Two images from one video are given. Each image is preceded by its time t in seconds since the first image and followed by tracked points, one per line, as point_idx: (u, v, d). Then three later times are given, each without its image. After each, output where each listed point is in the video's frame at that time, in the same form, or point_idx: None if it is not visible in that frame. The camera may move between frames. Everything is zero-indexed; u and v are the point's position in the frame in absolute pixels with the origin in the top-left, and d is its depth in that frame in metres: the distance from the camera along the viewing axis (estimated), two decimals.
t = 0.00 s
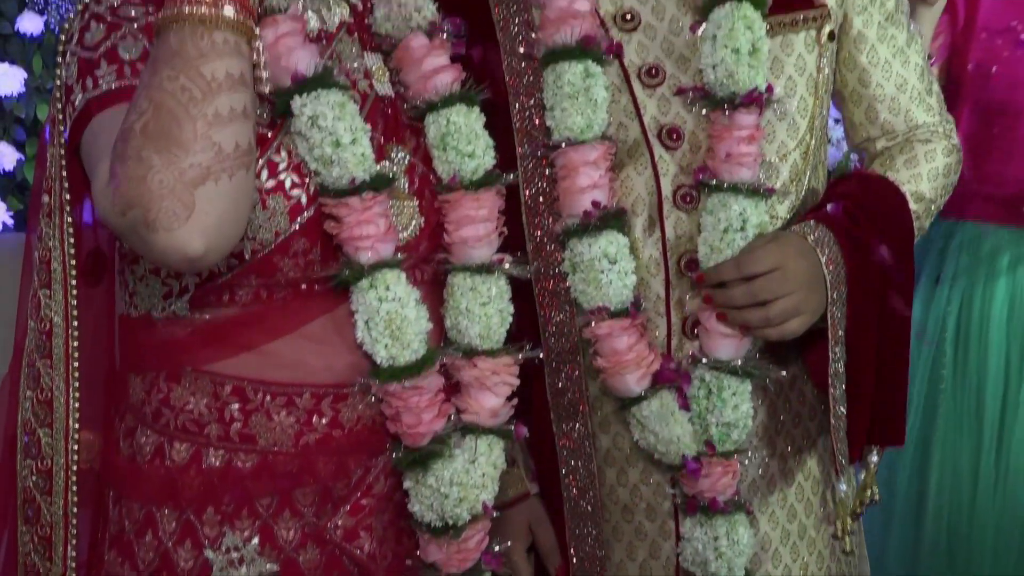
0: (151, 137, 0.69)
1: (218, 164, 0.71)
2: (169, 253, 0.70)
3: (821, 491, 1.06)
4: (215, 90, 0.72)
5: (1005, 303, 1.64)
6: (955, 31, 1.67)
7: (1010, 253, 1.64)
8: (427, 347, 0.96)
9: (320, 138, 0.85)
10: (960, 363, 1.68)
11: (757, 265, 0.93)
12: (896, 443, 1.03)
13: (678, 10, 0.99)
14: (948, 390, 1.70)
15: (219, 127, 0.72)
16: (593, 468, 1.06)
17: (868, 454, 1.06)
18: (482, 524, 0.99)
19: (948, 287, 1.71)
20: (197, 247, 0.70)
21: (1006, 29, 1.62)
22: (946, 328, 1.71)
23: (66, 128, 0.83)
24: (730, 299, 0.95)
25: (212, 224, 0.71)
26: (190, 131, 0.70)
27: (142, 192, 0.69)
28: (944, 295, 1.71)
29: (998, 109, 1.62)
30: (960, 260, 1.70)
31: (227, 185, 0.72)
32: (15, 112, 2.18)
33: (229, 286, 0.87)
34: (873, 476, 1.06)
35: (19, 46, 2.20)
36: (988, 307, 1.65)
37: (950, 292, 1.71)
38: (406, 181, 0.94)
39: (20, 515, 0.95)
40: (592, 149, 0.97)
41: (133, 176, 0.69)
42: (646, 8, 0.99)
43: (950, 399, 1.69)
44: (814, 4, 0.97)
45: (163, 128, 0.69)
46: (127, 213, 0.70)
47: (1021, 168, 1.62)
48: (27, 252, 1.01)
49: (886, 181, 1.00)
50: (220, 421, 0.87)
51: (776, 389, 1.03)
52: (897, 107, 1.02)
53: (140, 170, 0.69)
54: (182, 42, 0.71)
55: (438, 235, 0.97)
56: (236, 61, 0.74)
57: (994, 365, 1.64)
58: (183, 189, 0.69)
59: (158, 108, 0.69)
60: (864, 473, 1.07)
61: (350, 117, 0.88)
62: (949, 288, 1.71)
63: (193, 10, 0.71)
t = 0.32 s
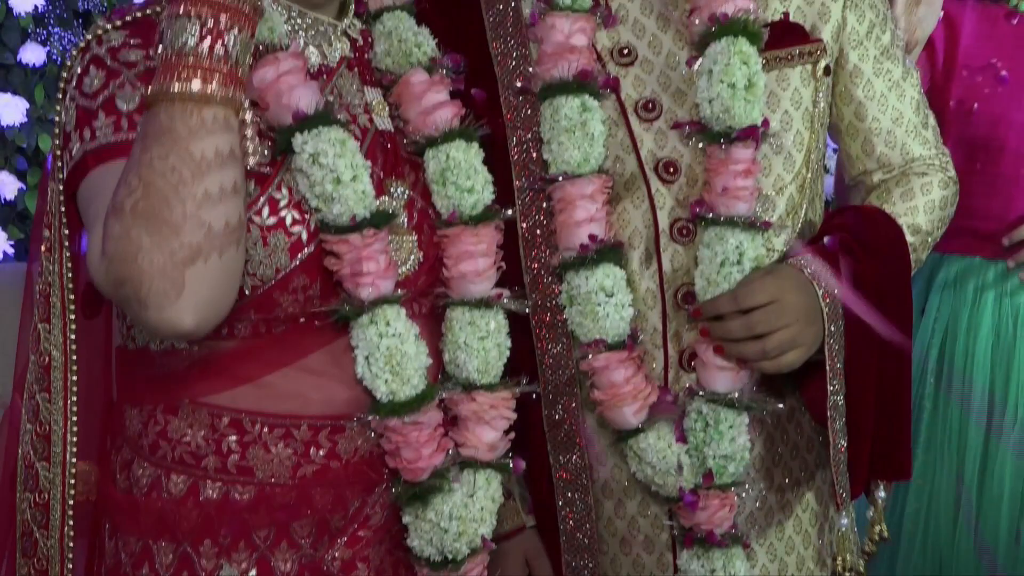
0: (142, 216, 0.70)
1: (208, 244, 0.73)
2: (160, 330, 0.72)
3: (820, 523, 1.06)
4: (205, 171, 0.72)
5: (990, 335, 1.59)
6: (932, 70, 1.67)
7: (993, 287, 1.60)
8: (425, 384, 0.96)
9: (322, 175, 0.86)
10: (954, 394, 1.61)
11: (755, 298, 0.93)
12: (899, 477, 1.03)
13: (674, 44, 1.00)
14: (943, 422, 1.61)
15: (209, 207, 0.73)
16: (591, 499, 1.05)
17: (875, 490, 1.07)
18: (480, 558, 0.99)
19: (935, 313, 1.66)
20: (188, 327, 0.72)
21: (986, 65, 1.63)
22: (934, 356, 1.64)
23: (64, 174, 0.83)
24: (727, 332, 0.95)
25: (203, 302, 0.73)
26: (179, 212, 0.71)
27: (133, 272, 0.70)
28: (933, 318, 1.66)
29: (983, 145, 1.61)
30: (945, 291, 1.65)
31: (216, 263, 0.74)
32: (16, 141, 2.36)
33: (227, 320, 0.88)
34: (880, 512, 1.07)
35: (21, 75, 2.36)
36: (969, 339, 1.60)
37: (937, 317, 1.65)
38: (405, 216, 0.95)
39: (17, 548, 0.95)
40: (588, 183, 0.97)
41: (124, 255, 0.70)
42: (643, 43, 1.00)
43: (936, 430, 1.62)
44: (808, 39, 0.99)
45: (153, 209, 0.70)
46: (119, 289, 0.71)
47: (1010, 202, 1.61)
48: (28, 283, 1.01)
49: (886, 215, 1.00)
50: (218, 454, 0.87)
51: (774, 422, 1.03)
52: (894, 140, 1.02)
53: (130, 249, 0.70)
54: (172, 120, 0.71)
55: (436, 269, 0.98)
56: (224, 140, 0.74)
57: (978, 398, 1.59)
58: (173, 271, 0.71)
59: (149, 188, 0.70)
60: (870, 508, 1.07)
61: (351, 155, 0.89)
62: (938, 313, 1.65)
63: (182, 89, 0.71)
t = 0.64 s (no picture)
0: (145, 290, 0.72)
1: (213, 310, 0.74)
2: (174, 398, 0.74)
3: (824, 553, 1.05)
4: (204, 240, 0.73)
5: (996, 362, 1.70)
6: (933, 98, 1.75)
7: (999, 315, 1.71)
8: (429, 420, 0.96)
9: (326, 212, 0.86)
10: (961, 418, 1.72)
11: (756, 328, 0.92)
12: (920, 510, 1.02)
13: (674, 75, 1.00)
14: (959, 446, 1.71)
15: (211, 274, 0.74)
16: (595, 530, 1.05)
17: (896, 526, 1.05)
18: None
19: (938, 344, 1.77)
20: (201, 393, 0.74)
21: (987, 92, 1.70)
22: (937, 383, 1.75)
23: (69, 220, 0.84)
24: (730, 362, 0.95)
25: (214, 366, 0.75)
26: (183, 282, 0.73)
27: (143, 345, 0.72)
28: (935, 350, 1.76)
29: (983, 172, 1.70)
30: (951, 316, 1.75)
31: (224, 326, 0.75)
32: (22, 170, 2.52)
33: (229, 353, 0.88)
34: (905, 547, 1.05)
35: (26, 105, 2.52)
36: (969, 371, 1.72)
37: (941, 350, 1.76)
38: (409, 250, 0.96)
39: None
40: (589, 214, 0.97)
41: (133, 328, 0.72)
42: (643, 73, 1.00)
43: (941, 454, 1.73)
44: (807, 68, 0.98)
45: (156, 284, 0.72)
46: (129, 361, 0.74)
47: (1011, 227, 1.70)
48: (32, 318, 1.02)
49: (886, 242, 1.00)
50: (219, 487, 0.87)
51: (778, 452, 1.03)
52: (895, 167, 1.01)
53: (137, 324, 0.72)
54: (167, 193, 0.73)
55: (439, 301, 0.99)
56: (218, 206, 0.75)
57: (984, 423, 1.70)
58: (181, 341, 0.73)
59: (148, 262, 0.72)
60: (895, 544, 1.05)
61: (355, 191, 0.89)
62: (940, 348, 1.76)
63: (174, 163, 0.73)
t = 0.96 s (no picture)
0: (133, 298, 0.72)
1: (202, 313, 0.75)
2: (169, 406, 0.74)
3: None
4: (190, 243, 0.75)
5: (1009, 397, 1.59)
6: (938, 125, 1.64)
7: (1012, 347, 1.60)
8: (430, 453, 0.95)
9: (326, 247, 0.87)
10: (977, 451, 1.56)
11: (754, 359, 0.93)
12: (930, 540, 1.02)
13: (672, 107, 1.00)
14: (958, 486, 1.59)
15: (199, 277, 0.75)
16: (596, 562, 1.04)
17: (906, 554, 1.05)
18: None
19: (949, 374, 1.63)
20: (196, 399, 0.74)
21: (996, 118, 1.62)
22: (947, 416, 1.60)
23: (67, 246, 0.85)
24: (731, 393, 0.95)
25: (205, 369, 0.75)
26: (170, 286, 0.73)
27: (133, 353, 0.72)
28: (948, 379, 1.62)
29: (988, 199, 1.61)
30: (962, 343, 1.64)
31: (214, 330, 0.76)
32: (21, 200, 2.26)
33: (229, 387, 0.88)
34: None
35: (25, 134, 2.26)
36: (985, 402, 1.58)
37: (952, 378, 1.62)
38: (407, 282, 0.96)
39: None
40: (588, 246, 0.98)
41: (123, 338, 0.72)
42: (640, 105, 1.01)
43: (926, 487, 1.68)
44: (804, 100, 0.99)
45: (144, 290, 0.72)
46: (122, 374, 0.73)
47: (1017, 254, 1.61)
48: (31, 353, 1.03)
49: (886, 272, 0.99)
50: (220, 521, 0.87)
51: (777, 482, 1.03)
52: (893, 197, 1.01)
53: (126, 332, 0.72)
54: (151, 204, 0.74)
55: (437, 332, 0.98)
56: (204, 212, 0.77)
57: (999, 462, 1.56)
58: (171, 345, 0.73)
59: (135, 269, 0.72)
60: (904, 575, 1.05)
61: (355, 226, 0.90)
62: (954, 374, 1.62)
63: (158, 172, 0.75)
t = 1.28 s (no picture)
0: (121, 304, 0.70)
1: (191, 312, 0.73)
2: (167, 413, 0.71)
3: None
4: (172, 243, 0.73)
5: None
6: (961, 146, 1.63)
7: None
8: (436, 483, 0.94)
9: (331, 279, 0.87)
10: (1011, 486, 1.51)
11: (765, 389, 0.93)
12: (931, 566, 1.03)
13: (676, 135, 1.01)
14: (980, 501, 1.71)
15: (185, 275, 0.73)
16: None
17: None
18: None
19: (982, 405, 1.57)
20: (195, 401, 0.72)
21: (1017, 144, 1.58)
22: (980, 445, 1.56)
23: (69, 281, 0.86)
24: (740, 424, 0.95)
25: (200, 369, 0.72)
26: (157, 288, 0.72)
27: (126, 360, 0.69)
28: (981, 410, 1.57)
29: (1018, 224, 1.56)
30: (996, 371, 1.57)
31: (206, 328, 0.73)
32: (22, 228, 2.32)
33: (235, 418, 0.87)
34: None
35: (28, 163, 2.33)
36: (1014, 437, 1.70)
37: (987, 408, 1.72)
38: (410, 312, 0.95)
39: None
40: (595, 275, 0.98)
41: (116, 347, 0.70)
42: (644, 134, 1.01)
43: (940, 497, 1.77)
44: (807, 127, 1.00)
45: (132, 295, 0.71)
46: (118, 386, 0.70)
47: None
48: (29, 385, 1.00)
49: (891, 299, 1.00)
50: (225, 553, 0.87)
51: (785, 511, 1.00)
52: (896, 224, 1.01)
53: (118, 340, 0.70)
54: (132, 213, 0.73)
55: (441, 362, 0.98)
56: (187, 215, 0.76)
57: None
58: (164, 346, 0.71)
59: (120, 276, 0.71)
60: None
61: (360, 257, 0.89)
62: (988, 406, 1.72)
63: (138, 182, 0.75)
